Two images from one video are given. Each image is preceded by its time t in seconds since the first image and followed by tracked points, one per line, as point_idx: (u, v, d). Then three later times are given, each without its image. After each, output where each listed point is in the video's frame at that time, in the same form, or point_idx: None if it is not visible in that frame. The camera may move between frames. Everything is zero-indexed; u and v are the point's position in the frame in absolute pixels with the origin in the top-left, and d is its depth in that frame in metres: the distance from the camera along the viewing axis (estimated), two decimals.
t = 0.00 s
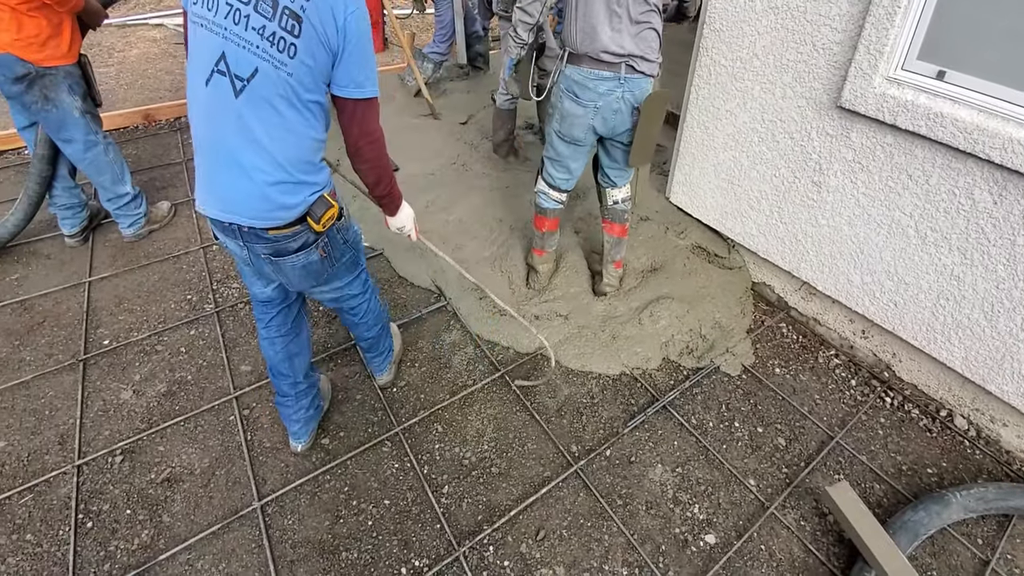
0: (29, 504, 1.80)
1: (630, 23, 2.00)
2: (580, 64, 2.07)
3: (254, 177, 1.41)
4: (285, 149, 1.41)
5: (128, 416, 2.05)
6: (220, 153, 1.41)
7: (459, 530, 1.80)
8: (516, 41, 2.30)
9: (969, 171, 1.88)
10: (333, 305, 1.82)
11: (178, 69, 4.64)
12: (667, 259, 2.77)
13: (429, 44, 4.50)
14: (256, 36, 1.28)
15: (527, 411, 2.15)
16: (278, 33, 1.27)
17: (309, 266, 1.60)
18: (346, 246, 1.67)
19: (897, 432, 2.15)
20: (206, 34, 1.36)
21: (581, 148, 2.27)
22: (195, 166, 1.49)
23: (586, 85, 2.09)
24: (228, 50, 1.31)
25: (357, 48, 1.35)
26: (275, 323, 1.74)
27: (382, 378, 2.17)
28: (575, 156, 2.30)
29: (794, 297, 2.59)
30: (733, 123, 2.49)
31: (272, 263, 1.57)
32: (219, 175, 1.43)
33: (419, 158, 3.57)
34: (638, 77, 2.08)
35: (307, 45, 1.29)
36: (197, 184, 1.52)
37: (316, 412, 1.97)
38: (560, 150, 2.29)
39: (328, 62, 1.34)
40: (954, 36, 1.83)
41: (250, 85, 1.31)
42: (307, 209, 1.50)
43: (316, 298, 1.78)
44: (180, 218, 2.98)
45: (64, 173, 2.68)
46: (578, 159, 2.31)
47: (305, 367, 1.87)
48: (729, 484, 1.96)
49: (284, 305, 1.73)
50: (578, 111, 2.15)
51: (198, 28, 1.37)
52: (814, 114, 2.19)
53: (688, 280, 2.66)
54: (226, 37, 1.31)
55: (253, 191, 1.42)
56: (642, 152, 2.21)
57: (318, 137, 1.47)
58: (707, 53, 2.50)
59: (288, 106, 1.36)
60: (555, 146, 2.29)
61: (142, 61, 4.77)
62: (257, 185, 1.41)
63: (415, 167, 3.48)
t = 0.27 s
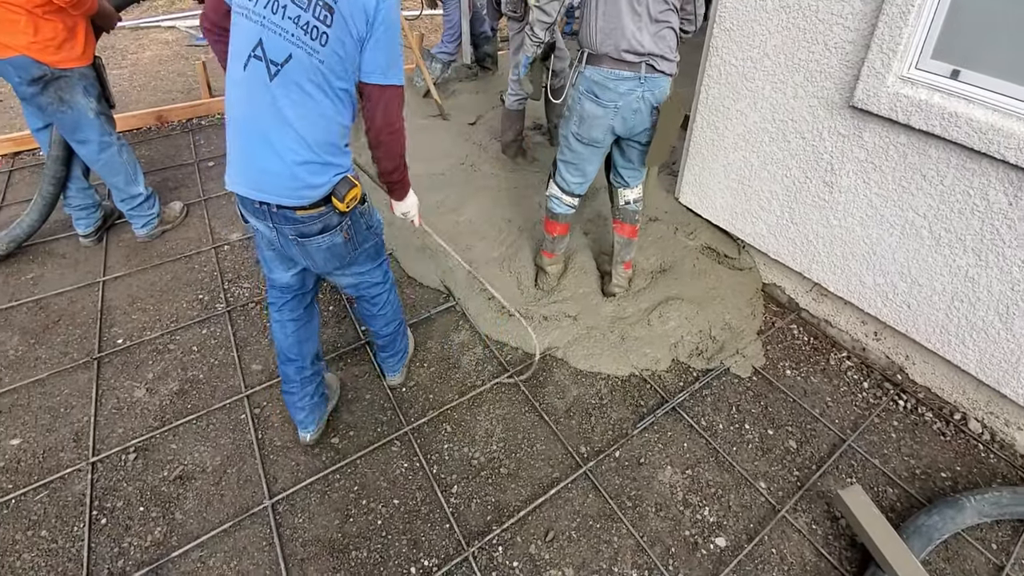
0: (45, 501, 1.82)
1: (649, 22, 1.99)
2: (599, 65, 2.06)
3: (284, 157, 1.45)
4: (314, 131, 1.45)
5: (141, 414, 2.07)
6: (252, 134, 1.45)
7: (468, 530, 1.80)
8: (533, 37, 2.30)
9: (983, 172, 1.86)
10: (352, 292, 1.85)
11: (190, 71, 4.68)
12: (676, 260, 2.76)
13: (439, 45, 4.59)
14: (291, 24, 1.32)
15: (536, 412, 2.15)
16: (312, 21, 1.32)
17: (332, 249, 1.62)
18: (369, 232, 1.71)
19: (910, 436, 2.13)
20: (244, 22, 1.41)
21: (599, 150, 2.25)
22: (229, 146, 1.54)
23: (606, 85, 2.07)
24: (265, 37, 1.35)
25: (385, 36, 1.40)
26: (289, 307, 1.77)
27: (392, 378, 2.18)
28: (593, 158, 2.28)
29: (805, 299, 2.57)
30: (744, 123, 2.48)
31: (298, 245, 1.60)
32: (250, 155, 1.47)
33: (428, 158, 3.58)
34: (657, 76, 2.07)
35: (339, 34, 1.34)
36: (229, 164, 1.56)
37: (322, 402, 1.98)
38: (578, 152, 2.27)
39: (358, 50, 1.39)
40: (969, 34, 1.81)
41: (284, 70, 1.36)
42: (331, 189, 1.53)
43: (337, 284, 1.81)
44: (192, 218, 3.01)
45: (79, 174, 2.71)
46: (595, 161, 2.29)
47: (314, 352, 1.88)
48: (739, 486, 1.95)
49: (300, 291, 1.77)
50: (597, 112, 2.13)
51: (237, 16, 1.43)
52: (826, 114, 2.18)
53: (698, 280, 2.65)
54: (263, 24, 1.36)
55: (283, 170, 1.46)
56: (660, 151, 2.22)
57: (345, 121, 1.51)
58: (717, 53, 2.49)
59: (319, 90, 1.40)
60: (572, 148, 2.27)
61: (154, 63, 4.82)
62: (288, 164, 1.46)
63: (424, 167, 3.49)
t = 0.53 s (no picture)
0: (52, 500, 1.83)
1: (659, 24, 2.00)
2: (610, 67, 2.05)
3: (298, 147, 1.48)
4: (326, 120, 1.47)
5: (148, 414, 2.08)
6: (266, 126, 1.48)
7: (473, 532, 1.80)
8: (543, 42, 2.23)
9: (992, 174, 1.84)
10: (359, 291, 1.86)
11: (197, 72, 4.70)
12: (681, 261, 2.75)
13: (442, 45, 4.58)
14: (298, 13, 1.36)
15: (541, 414, 2.15)
16: (318, 8, 1.35)
17: (345, 241, 1.65)
18: (381, 227, 1.72)
19: (918, 440, 2.12)
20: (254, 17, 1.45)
21: (608, 149, 2.24)
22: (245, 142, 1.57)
23: (616, 88, 2.06)
24: (274, 28, 1.39)
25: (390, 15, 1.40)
26: (281, 302, 1.80)
27: (398, 380, 2.18)
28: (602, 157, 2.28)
29: (811, 301, 2.56)
30: (749, 124, 2.47)
31: (313, 236, 1.63)
32: (265, 147, 1.50)
33: (433, 159, 3.58)
34: (667, 77, 2.07)
35: (344, 17, 1.37)
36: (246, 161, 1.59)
37: (295, 401, 2.00)
38: (587, 152, 2.26)
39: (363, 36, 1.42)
40: (977, 36, 1.80)
41: (294, 59, 1.39)
42: (344, 179, 1.55)
43: (347, 282, 1.82)
44: (198, 219, 3.02)
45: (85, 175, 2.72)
46: (603, 160, 2.29)
47: (296, 350, 1.91)
48: (745, 490, 1.94)
49: (297, 287, 1.80)
50: (607, 114, 2.12)
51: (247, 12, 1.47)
52: (832, 115, 2.17)
53: (703, 283, 2.64)
54: (271, 16, 1.40)
55: (297, 160, 1.49)
56: (669, 150, 2.23)
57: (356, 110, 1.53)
58: (723, 54, 2.48)
59: (328, 77, 1.43)
60: (581, 148, 2.26)
61: (161, 65, 4.84)
62: (301, 154, 1.48)
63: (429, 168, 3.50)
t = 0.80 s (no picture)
0: (62, 495, 1.84)
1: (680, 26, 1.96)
2: (629, 71, 2.01)
3: (294, 144, 1.48)
4: (322, 120, 1.46)
5: (156, 411, 2.09)
6: (268, 120, 1.50)
7: (479, 531, 1.80)
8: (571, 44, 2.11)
9: (1004, 174, 1.82)
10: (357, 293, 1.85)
11: (205, 71, 4.73)
12: (688, 261, 2.74)
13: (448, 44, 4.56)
14: (302, 11, 1.36)
15: (546, 414, 2.15)
16: (321, 6, 1.34)
17: (338, 243, 1.64)
18: (377, 233, 1.72)
19: (928, 442, 2.10)
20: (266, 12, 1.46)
21: (623, 150, 2.23)
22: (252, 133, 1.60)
23: (637, 91, 2.03)
24: (279, 25, 1.40)
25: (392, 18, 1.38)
26: (281, 304, 1.80)
27: (403, 381, 2.18)
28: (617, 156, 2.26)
29: (820, 302, 2.54)
30: (758, 123, 2.45)
31: (307, 234, 1.63)
32: (266, 141, 1.52)
33: (439, 158, 3.59)
34: (686, 79, 2.05)
35: (345, 17, 1.35)
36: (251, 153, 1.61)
37: (295, 402, 2.01)
38: (602, 151, 2.24)
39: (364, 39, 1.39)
40: (988, 35, 1.77)
41: (294, 56, 1.40)
42: (337, 181, 1.54)
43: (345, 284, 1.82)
44: (207, 217, 3.04)
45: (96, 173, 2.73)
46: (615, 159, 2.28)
47: (297, 356, 1.91)
48: (753, 491, 1.93)
49: (297, 289, 1.80)
50: (626, 117, 2.09)
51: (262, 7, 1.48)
52: (842, 114, 2.15)
53: (711, 283, 2.63)
54: (278, 13, 1.40)
55: (292, 157, 1.49)
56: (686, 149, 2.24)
57: (357, 112, 1.51)
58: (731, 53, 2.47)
59: (327, 77, 1.42)
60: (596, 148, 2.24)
61: (170, 64, 4.87)
62: (297, 150, 1.48)
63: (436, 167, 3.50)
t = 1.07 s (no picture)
0: (69, 491, 1.86)
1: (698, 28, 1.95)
2: (644, 75, 2.01)
3: (316, 144, 1.49)
4: (345, 120, 1.47)
5: (162, 408, 2.10)
6: (290, 120, 1.50)
7: (483, 530, 1.80)
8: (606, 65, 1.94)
9: (1015, 173, 1.80)
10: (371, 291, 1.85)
11: (212, 70, 4.75)
12: (694, 261, 2.72)
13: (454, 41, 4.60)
14: (330, 10, 1.37)
15: (551, 413, 2.14)
16: (349, 7, 1.36)
17: (355, 243, 1.64)
18: (394, 235, 1.72)
19: (937, 444, 2.08)
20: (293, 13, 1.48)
21: (635, 151, 2.23)
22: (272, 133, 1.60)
23: (652, 95, 2.02)
24: (306, 24, 1.42)
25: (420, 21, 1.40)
26: (293, 300, 1.80)
27: (408, 379, 2.18)
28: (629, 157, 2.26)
29: (827, 302, 2.52)
30: (765, 121, 2.44)
31: (324, 233, 1.63)
32: (288, 140, 1.53)
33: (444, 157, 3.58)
34: (700, 80, 2.04)
35: (373, 18, 1.36)
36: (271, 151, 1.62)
37: (302, 398, 2.01)
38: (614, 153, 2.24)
39: (390, 40, 1.41)
40: (1000, 32, 1.75)
41: (320, 55, 1.41)
42: (357, 183, 1.54)
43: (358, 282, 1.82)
44: (213, 215, 3.05)
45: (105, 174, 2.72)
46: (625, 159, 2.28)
47: (305, 351, 1.91)
48: (759, 492, 1.92)
49: (311, 286, 1.80)
50: (640, 120, 2.09)
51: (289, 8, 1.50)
52: (850, 113, 2.13)
53: (716, 283, 2.61)
54: (306, 13, 1.42)
55: (314, 157, 1.49)
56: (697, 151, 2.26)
57: (379, 115, 1.52)
58: (738, 51, 2.45)
59: (352, 78, 1.42)
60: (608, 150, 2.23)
61: (176, 62, 4.89)
62: (319, 151, 1.49)
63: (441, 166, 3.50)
